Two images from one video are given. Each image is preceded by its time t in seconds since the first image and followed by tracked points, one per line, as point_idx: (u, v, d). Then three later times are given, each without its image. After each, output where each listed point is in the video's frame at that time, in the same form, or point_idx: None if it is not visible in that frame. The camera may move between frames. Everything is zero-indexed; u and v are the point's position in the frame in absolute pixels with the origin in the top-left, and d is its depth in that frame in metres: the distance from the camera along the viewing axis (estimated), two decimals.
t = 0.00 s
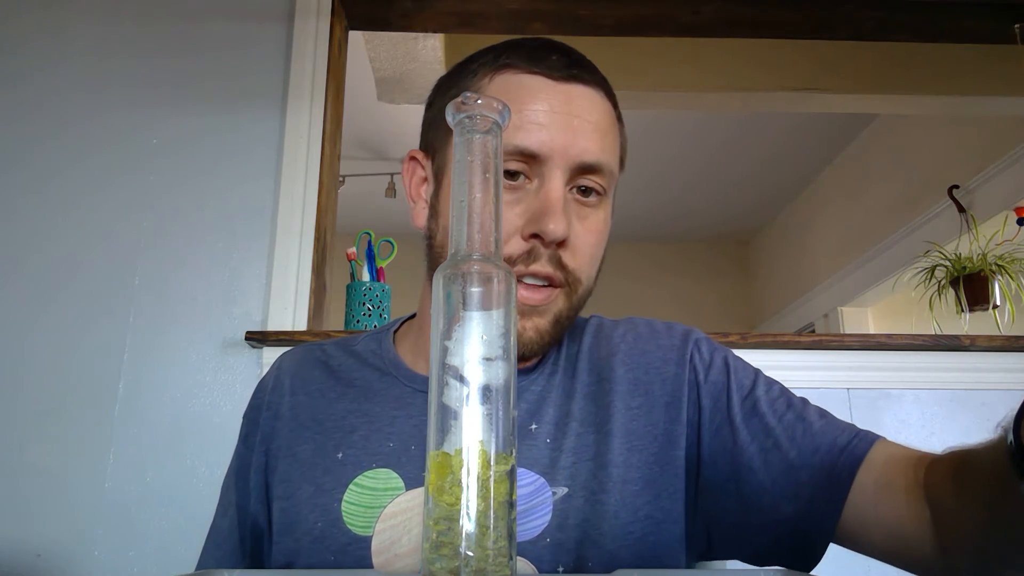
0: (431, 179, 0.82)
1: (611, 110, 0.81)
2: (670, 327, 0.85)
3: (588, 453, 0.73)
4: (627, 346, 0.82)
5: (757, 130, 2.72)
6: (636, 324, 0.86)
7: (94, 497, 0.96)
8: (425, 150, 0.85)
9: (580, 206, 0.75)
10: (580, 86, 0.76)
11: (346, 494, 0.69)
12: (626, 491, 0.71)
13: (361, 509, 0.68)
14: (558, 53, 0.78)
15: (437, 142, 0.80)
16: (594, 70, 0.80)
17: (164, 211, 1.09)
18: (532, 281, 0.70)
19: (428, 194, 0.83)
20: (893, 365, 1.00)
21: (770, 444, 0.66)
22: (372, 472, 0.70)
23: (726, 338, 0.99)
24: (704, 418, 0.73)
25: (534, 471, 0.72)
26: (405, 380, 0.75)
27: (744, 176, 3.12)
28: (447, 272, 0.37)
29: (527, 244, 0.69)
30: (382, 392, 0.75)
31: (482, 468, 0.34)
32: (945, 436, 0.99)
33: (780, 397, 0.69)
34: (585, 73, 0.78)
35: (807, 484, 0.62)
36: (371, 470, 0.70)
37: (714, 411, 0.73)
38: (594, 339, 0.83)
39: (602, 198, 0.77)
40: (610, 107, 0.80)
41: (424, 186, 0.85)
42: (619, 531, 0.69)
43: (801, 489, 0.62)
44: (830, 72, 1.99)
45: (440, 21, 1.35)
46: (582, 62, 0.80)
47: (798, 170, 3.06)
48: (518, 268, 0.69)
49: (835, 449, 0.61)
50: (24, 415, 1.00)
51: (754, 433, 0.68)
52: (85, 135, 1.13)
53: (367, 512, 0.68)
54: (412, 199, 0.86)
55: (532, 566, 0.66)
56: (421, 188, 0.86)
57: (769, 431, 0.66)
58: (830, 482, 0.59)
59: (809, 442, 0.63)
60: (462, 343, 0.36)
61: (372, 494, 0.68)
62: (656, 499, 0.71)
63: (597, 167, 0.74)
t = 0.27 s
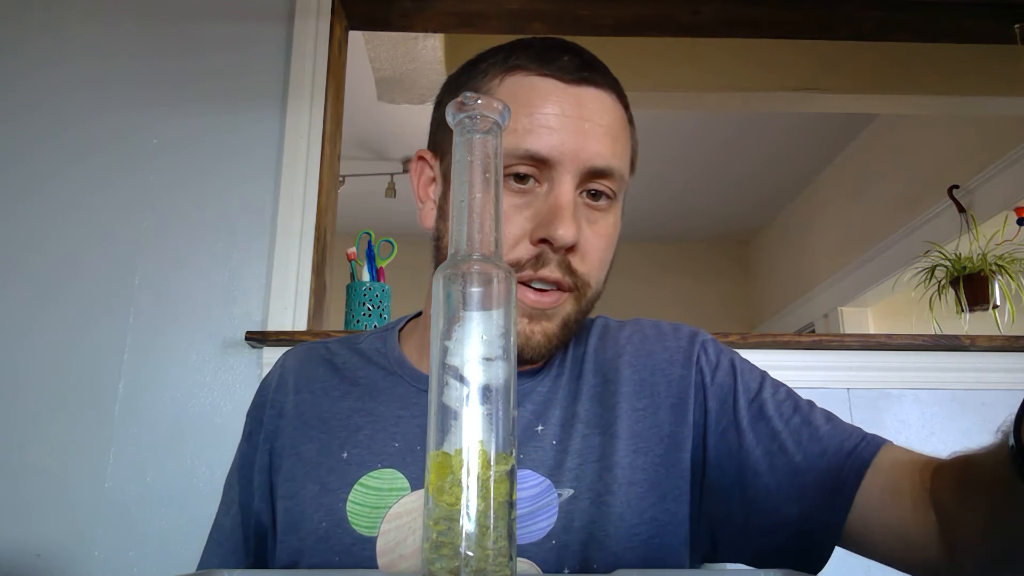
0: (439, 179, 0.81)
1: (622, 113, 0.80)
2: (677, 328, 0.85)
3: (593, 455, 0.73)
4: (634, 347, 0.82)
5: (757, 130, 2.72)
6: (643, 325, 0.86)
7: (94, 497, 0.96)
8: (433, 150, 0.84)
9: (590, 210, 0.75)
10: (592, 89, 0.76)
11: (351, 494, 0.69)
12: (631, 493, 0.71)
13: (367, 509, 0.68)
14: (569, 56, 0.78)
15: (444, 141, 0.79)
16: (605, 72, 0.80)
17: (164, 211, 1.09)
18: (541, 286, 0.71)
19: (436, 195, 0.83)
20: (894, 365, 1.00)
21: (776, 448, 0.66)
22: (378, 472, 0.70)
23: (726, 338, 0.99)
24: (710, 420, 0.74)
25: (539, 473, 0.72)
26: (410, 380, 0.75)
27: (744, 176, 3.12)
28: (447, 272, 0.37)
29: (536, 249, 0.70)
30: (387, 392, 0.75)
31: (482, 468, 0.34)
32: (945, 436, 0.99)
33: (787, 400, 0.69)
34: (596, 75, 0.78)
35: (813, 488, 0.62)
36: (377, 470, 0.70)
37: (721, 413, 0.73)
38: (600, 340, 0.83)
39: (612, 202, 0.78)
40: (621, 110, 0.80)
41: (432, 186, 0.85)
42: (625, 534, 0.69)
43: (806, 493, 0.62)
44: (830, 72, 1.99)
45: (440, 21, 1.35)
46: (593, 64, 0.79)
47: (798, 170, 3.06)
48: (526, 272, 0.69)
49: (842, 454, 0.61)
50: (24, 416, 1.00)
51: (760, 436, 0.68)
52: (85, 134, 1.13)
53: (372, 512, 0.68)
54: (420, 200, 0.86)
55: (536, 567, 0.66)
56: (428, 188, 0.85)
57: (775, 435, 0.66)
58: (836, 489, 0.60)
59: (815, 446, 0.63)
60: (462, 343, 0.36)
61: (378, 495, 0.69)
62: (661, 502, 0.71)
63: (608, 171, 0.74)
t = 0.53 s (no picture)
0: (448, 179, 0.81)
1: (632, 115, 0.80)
2: (683, 330, 0.85)
3: (599, 456, 0.73)
4: (639, 349, 0.82)
5: (756, 130, 2.72)
6: (648, 327, 0.86)
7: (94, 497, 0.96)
8: (442, 151, 0.84)
9: (599, 213, 0.75)
10: (602, 93, 0.76)
11: (361, 491, 0.69)
12: (636, 494, 0.71)
13: (375, 507, 0.68)
14: (580, 58, 0.78)
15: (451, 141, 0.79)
16: (616, 75, 0.80)
17: (164, 211, 1.09)
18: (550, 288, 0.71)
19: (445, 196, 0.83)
20: (894, 365, 1.00)
21: (778, 452, 0.67)
22: (387, 470, 0.70)
23: (726, 338, 0.99)
24: (715, 423, 0.74)
25: (546, 474, 0.72)
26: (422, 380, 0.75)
27: (744, 176, 3.12)
28: (447, 272, 0.37)
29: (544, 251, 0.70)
30: (400, 390, 0.75)
31: (483, 468, 0.34)
32: (944, 436, 0.99)
33: (791, 404, 0.70)
34: (608, 79, 0.78)
35: (813, 491, 0.62)
36: (387, 469, 0.70)
37: (725, 416, 0.74)
38: (606, 341, 0.83)
39: (621, 205, 0.78)
40: (631, 112, 0.79)
41: (441, 187, 0.85)
42: (629, 535, 0.69)
43: (807, 496, 0.63)
44: (829, 72, 1.99)
45: (440, 21, 1.35)
46: (605, 67, 0.79)
47: (798, 170, 3.06)
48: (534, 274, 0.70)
49: (844, 458, 0.61)
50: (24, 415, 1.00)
51: (762, 440, 0.69)
52: (84, 134, 1.13)
53: (381, 509, 0.68)
54: (431, 201, 0.86)
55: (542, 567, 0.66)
56: (438, 190, 0.85)
57: (776, 439, 0.68)
58: (836, 492, 0.60)
59: (818, 451, 0.64)
60: (462, 343, 0.36)
61: (387, 492, 0.69)
62: (665, 503, 0.71)
63: (618, 174, 0.74)
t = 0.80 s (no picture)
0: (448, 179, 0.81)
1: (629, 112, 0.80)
2: (680, 330, 0.85)
3: (598, 452, 0.73)
4: (631, 348, 0.82)
5: (757, 130, 2.72)
6: (644, 327, 0.86)
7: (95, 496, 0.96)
8: (443, 152, 0.84)
9: (596, 211, 0.75)
10: (599, 92, 0.75)
11: (368, 478, 0.74)
12: (634, 491, 0.71)
13: (381, 495, 0.73)
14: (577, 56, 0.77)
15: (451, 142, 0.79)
16: (612, 73, 0.79)
17: (163, 210, 1.10)
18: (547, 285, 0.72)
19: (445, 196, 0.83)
20: (894, 365, 1.00)
21: (762, 449, 0.67)
22: (393, 460, 0.75)
23: (726, 338, 0.99)
24: (705, 420, 0.74)
25: (547, 469, 0.71)
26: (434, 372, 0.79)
27: (744, 176, 3.12)
28: (446, 271, 0.37)
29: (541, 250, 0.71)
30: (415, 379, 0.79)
31: (482, 469, 0.34)
32: (944, 436, 0.99)
33: (778, 402, 0.71)
34: (604, 77, 0.78)
35: (794, 487, 0.63)
36: (394, 458, 0.75)
37: (714, 412, 0.74)
38: (603, 339, 0.83)
39: (619, 202, 0.78)
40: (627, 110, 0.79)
41: (441, 188, 0.85)
42: (626, 530, 0.69)
43: (788, 491, 0.63)
44: (829, 72, 1.99)
45: (440, 21, 1.35)
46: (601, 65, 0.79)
47: (798, 170, 3.06)
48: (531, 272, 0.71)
49: (826, 455, 0.62)
50: (25, 415, 1.00)
51: (748, 436, 0.69)
52: (84, 135, 1.13)
53: (387, 498, 0.72)
54: (431, 201, 0.87)
55: (543, 562, 0.66)
56: (439, 190, 0.85)
57: (763, 437, 0.68)
58: (818, 486, 0.60)
59: (800, 447, 0.64)
60: (463, 343, 0.36)
61: (392, 481, 0.73)
62: (659, 499, 0.71)
63: (614, 173, 0.74)
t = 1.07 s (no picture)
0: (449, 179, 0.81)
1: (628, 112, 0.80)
2: (679, 328, 0.85)
3: (598, 448, 0.73)
4: (630, 344, 0.82)
5: (757, 130, 2.71)
6: (642, 325, 0.86)
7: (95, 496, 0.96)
8: (444, 153, 0.84)
9: (596, 210, 0.75)
10: (598, 92, 0.75)
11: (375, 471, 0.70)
12: (634, 487, 0.71)
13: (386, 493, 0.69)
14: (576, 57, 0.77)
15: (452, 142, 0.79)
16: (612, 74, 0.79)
17: (163, 210, 1.10)
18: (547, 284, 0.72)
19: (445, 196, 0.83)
20: (894, 365, 1.00)
21: (759, 444, 0.67)
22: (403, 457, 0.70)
23: (726, 338, 0.99)
24: (705, 416, 0.74)
25: (548, 466, 0.72)
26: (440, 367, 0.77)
27: (744, 176, 3.12)
28: (447, 271, 0.37)
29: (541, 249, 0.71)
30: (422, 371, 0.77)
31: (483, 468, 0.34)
32: (944, 436, 0.99)
33: (776, 397, 0.70)
34: (603, 77, 0.77)
35: (792, 481, 0.62)
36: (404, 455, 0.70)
37: (711, 408, 0.74)
38: (602, 337, 0.83)
39: (619, 200, 0.78)
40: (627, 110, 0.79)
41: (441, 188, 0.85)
42: (626, 525, 0.69)
43: (787, 487, 0.63)
44: (829, 72, 1.99)
45: (440, 21, 1.35)
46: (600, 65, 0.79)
47: (798, 170, 3.06)
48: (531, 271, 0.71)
49: (821, 450, 0.62)
50: (25, 415, 1.00)
51: (745, 431, 0.69)
52: (84, 135, 1.13)
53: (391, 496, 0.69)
54: (431, 201, 0.87)
55: (544, 558, 0.66)
56: (439, 189, 0.85)
57: (759, 432, 0.68)
58: (814, 480, 0.60)
59: (797, 442, 0.64)
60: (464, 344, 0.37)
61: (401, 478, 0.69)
62: (660, 495, 0.71)
63: (614, 172, 0.74)
